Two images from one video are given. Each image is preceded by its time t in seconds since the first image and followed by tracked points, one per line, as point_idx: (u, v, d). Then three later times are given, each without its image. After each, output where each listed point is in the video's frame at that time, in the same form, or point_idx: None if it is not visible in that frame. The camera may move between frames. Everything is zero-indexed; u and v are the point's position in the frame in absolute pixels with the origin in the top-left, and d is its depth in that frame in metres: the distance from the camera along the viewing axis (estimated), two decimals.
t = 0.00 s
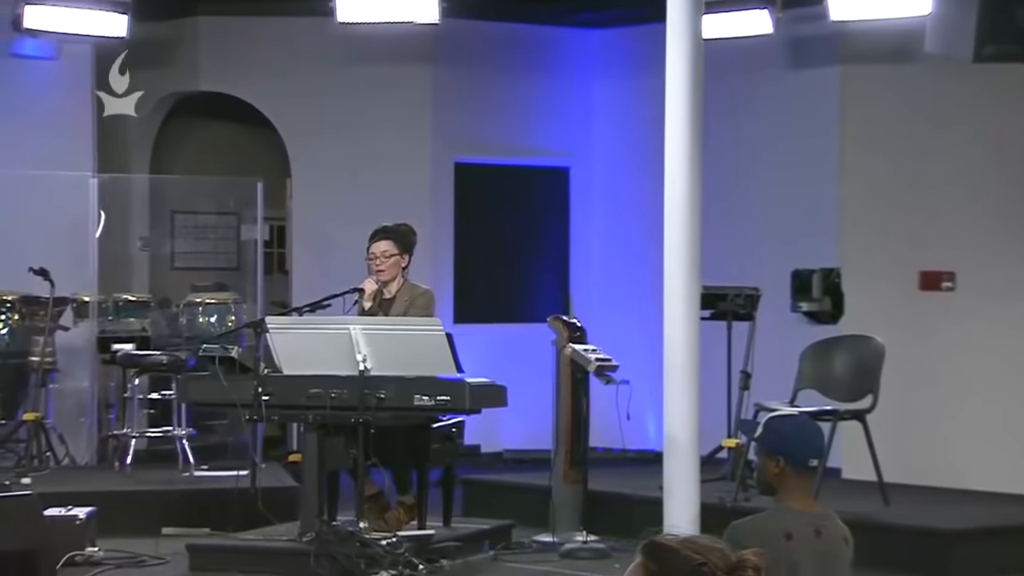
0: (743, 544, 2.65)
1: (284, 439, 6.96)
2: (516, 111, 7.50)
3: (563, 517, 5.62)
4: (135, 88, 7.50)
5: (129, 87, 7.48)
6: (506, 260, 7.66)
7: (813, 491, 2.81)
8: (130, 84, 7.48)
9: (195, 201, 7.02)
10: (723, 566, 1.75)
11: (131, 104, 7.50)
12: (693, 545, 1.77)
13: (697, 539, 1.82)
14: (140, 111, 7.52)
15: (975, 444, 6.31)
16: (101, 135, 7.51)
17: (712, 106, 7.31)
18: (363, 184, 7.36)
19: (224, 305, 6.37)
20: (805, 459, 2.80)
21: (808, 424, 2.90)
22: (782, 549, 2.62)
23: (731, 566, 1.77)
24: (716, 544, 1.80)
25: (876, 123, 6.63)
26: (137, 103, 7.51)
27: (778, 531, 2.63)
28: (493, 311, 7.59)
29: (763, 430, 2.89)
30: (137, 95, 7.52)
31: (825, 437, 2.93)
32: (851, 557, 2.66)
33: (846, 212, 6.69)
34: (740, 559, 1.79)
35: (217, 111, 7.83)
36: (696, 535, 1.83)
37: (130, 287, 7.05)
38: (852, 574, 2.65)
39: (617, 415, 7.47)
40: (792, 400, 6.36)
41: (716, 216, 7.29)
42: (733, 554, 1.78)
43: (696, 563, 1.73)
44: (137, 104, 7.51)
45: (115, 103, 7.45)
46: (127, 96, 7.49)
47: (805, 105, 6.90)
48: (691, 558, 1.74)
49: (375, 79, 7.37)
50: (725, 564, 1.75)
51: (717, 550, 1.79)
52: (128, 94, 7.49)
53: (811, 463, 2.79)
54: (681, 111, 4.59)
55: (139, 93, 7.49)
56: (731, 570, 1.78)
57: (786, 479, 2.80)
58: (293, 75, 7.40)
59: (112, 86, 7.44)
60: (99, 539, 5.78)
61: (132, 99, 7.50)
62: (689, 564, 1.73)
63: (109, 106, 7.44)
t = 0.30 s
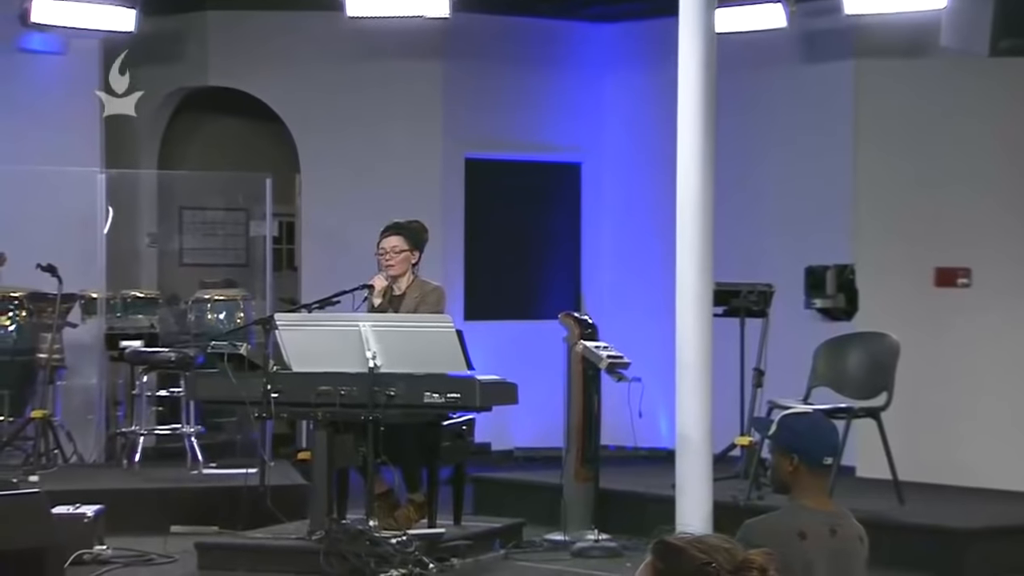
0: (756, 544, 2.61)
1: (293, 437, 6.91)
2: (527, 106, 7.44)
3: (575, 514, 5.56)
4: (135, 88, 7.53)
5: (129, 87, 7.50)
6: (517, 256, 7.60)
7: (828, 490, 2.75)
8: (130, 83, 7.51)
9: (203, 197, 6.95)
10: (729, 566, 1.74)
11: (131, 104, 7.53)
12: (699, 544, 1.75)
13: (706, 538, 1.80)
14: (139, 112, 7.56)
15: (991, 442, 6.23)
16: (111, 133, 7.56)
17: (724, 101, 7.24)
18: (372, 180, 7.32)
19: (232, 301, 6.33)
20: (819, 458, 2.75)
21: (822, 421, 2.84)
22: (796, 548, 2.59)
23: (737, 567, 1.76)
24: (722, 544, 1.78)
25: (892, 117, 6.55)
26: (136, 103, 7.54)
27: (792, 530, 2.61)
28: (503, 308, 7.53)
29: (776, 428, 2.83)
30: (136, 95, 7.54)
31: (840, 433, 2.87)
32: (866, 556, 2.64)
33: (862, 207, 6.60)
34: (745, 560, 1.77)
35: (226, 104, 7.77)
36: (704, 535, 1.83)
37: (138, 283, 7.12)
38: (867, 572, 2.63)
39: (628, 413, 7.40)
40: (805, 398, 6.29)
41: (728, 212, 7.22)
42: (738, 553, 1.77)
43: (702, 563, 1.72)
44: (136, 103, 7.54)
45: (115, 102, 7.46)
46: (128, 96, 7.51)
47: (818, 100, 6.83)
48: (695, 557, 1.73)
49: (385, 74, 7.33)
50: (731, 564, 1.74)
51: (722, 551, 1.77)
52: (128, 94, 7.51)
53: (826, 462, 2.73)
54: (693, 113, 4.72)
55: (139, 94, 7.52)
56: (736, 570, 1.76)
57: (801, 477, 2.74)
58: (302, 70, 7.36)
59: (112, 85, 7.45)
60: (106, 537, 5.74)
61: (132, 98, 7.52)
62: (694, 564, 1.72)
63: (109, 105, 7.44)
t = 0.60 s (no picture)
0: (772, 545, 2.57)
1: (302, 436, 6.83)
2: (538, 100, 7.36)
3: (587, 514, 5.46)
4: (134, 88, 7.37)
5: (128, 86, 7.34)
6: (528, 252, 7.53)
7: (844, 489, 2.71)
8: (129, 83, 7.34)
9: (212, 192, 6.92)
10: (737, 568, 1.83)
11: (131, 103, 7.37)
12: (708, 546, 1.86)
13: (716, 538, 1.90)
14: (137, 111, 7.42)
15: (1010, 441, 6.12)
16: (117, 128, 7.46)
17: (738, 95, 7.15)
18: (382, 175, 7.25)
19: (240, 297, 6.24)
20: (836, 457, 2.70)
21: (839, 419, 2.79)
22: (812, 548, 2.55)
23: (746, 569, 1.85)
24: (733, 544, 1.88)
25: (909, 109, 6.44)
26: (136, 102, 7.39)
27: (807, 530, 2.57)
28: (514, 304, 7.46)
29: (792, 427, 2.79)
30: (136, 95, 7.41)
31: (857, 431, 2.82)
32: (883, 555, 2.60)
33: (880, 202, 6.49)
34: (753, 560, 1.86)
35: (236, 99, 7.73)
36: (717, 535, 1.94)
37: (144, 280, 7.01)
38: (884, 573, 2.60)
39: (641, 410, 7.30)
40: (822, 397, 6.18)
41: (743, 207, 7.13)
42: (747, 556, 1.86)
43: (709, 564, 1.83)
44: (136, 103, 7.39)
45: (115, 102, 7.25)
46: (127, 96, 7.34)
47: (834, 93, 6.73)
48: (703, 558, 1.83)
49: (395, 67, 7.25)
50: (740, 566, 1.83)
51: (732, 553, 1.86)
52: (128, 94, 7.33)
53: (842, 461, 2.69)
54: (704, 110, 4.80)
55: (138, 94, 7.38)
56: (745, 572, 1.85)
57: (815, 477, 2.70)
58: (312, 65, 7.28)
59: (112, 85, 7.26)
60: (113, 537, 5.67)
61: (132, 98, 7.37)
62: (703, 564, 1.82)
63: (112, 106, 7.26)
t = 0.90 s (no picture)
0: (788, 544, 2.50)
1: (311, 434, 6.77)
2: (550, 94, 7.28)
3: (599, 513, 5.38)
4: (134, 88, 7.27)
5: (128, 86, 7.22)
6: (539, 248, 7.45)
7: (858, 488, 2.64)
8: (129, 83, 7.23)
9: (220, 187, 6.87)
10: (752, 568, 1.74)
11: (131, 102, 7.26)
12: (722, 547, 1.77)
13: (730, 538, 1.81)
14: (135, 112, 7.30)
15: None
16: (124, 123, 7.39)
17: (752, 88, 7.07)
18: (392, 171, 7.18)
19: (248, 294, 6.16)
20: (851, 455, 2.64)
21: (855, 417, 2.72)
22: (828, 547, 2.48)
23: (761, 570, 1.76)
24: (747, 545, 1.79)
25: (927, 103, 6.34)
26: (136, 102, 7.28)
27: (823, 528, 2.50)
28: (526, 301, 7.38)
29: (807, 424, 2.72)
30: (136, 95, 7.31)
31: (871, 430, 2.75)
32: (899, 556, 2.54)
33: (896, 197, 6.40)
34: (769, 561, 1.77)
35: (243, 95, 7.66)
36: (729, 535, 1.84)
37: (152, 276, 7.01)
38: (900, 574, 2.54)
39: (654, 408, 7.23)
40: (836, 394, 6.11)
41: (757, 203, 7.05)
42: (762, 556, 1.77)
43: (725, 565, 1.73)
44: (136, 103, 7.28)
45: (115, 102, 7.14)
46: (127, 96, 7.22)
47: (850, 86, 6.64)
48: (718, 559, 1.74)
49: (405, 60, 7.18)
50: (755, 567, 1.74)
51: (746, 554, 1.77)
52: (128, 95, 7.22)
53: (858, 460, 2.62)
54: (719, 114, 4.89)
55: (137, 95, 7.27)
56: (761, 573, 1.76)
57: (833, 476, 2.64)
58: (322, 60, 7.22)
59: (111, 85, 7.14)
60: (120, 535, 5.61)
61: (132, 98, 7.26)
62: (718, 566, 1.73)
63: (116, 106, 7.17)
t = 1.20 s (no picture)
0: (803, 544, 2.45)
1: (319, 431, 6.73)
2: (561, 89, 7.22)
3: (611, 512, 5.32)
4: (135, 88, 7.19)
5: (129, 86, 7.15)
6: (552, 244, 7.40)
7: (875, 488, 2.59)
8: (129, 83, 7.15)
9: (229, 183, 6.81)
10: (774, 568, 1.63)
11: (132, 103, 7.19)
12: (741, 545, 1.65)
13: (748, 537, 1.69)
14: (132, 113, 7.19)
15: None
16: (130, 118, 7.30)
17: (766, 82, 7.00)
18: (402, 166, 7.13)
19: (257, 291, 6.10)
20: (868, 454, 2.58)
21: (870, 416, 2.67)
22: (844, 548, 2.44)
23: (783, 569, 1.64)
24: (767, 544, 1.67)
25: (943, 97, 6.26)
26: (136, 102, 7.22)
27: (838, 528, 2.45)
28: (537, 298, 7.32)
29: (822, 422, 2.67)
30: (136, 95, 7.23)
31: (888, 429, 2.69)
32: (916, 557, 2.49)
33: (913, 190, 6.33)
34: (792, 560, 1.65)
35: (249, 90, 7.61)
36: (749, 534, 1.72)
37: (160, 273, 6.96)
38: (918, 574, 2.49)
39: (667, 405, 7.17)
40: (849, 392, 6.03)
41: (770, 198, 6.98)
42: (784, 555, 1.65)
43: (746, 565, 1.62)
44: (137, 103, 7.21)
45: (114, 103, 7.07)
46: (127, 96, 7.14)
47: (865, 79, 6.56)
48: (738, 558, 1.63)
49: (415, 54, 7.13)
50: (777, 566, 1.63)
51: (768, 553, 1.65)
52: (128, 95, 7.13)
53: (875, 459, 2.57)
54: (733, 108, 4.82)
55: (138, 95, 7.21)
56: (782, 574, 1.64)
57: (849, 476, 2.58)
58: (331, 55, 7.16)
59: (111, 85, 7.07)
60: (129, 534, 5.56)
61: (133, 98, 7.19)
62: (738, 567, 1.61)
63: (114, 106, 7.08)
